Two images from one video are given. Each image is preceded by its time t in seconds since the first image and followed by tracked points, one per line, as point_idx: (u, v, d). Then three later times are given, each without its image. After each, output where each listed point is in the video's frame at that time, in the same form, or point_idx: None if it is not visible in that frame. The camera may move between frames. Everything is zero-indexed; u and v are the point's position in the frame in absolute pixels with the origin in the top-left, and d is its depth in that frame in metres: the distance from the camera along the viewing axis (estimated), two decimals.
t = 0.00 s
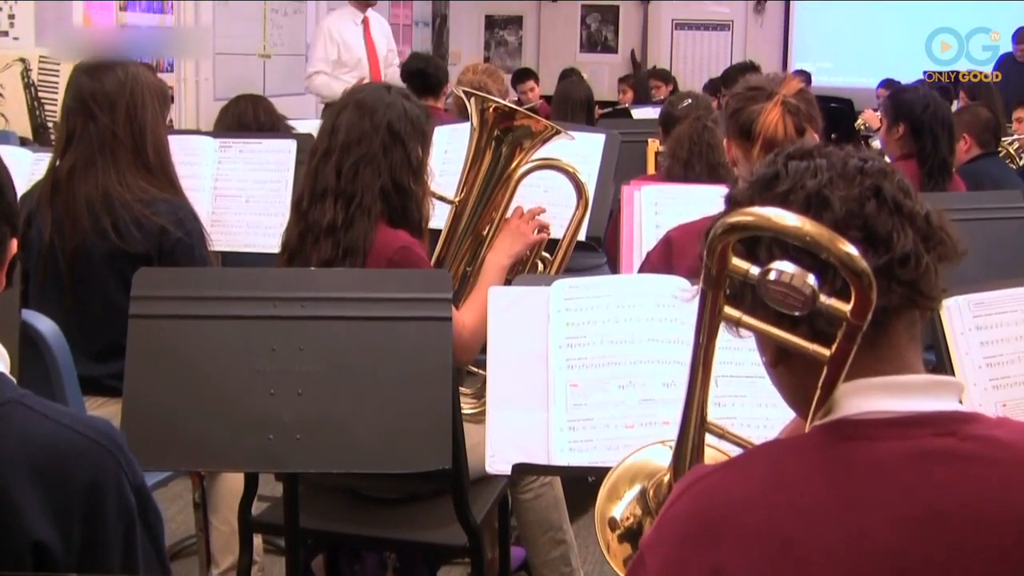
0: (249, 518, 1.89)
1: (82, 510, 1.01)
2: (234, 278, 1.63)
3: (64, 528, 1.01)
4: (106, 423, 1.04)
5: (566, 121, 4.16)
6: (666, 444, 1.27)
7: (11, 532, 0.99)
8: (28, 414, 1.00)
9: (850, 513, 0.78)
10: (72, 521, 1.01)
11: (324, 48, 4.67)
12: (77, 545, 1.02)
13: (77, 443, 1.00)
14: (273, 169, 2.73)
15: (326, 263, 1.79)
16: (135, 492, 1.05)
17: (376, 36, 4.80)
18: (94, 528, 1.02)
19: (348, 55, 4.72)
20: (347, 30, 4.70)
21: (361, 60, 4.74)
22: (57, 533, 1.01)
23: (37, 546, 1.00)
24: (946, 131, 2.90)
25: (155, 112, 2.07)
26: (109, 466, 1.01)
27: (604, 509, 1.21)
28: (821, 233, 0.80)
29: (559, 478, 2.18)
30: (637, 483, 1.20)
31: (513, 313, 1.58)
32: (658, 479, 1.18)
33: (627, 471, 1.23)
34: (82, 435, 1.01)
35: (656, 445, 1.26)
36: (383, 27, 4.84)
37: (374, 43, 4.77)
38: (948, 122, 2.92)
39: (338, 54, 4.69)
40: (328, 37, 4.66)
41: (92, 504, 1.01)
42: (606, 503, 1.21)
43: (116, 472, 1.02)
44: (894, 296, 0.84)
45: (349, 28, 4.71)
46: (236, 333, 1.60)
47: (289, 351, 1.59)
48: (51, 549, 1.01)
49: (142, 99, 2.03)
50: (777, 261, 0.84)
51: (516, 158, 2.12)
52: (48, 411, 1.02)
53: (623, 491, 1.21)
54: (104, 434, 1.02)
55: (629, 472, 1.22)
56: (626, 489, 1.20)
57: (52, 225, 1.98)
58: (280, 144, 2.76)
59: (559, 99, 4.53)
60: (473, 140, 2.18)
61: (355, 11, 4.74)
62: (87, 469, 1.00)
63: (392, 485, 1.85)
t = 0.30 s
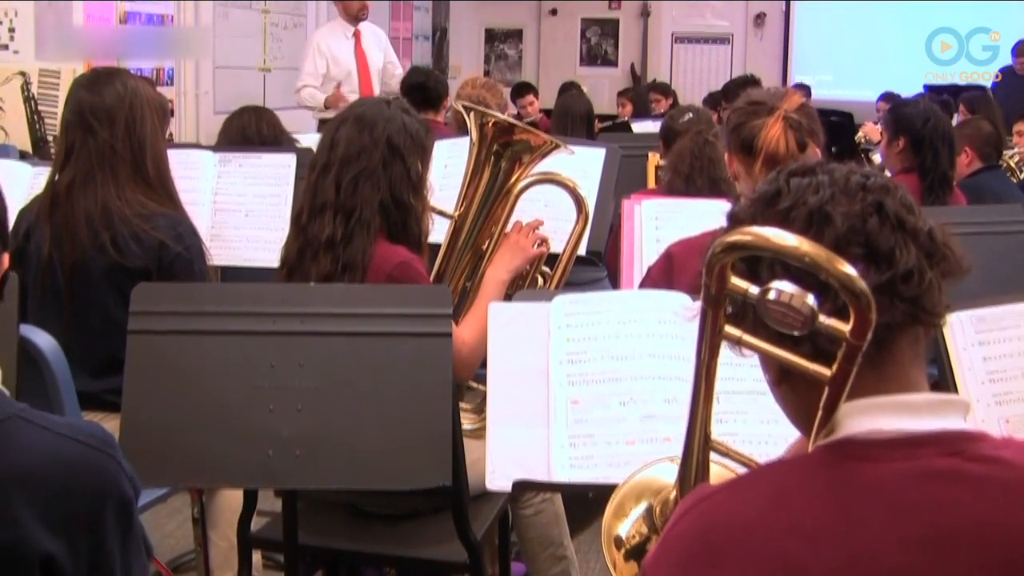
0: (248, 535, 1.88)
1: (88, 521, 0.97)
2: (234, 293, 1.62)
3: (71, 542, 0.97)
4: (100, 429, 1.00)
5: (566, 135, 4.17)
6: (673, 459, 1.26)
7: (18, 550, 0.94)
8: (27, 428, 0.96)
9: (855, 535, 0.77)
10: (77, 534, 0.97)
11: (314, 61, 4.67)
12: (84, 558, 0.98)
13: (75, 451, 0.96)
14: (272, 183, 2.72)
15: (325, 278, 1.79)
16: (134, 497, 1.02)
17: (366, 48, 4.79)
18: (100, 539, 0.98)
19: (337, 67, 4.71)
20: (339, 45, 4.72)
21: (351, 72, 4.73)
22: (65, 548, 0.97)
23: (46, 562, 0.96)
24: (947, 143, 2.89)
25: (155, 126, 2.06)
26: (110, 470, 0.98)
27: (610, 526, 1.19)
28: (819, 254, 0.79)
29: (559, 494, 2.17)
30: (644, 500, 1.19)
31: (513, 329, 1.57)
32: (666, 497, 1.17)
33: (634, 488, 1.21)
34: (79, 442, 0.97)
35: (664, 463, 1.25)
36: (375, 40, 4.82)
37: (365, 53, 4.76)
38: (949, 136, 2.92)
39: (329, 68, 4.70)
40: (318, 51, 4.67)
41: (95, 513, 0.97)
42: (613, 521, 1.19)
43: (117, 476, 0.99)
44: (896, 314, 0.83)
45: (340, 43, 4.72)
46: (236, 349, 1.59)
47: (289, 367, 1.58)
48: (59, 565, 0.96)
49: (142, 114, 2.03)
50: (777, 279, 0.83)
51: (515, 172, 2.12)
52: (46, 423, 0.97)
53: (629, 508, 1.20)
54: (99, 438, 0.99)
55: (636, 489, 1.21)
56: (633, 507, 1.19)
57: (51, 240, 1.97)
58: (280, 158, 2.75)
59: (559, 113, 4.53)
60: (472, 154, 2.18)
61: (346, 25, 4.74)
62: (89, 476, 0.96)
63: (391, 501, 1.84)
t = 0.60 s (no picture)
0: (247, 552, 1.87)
1: (83, 538, 0.95)
2: (233, 309, 1.61)
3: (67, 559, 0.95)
4: (90, 440, 0.98)
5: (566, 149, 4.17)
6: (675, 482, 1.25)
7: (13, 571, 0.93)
8: (22, 446, 0.94)
9: (861, 556, 0.77)
10: (73, 551, 0.95)
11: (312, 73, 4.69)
12: None
13: (68, 466, 0.94)
14: (272, 198, 2.72)
15: (324, 294, 1.78)
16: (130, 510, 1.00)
17: (366, 62, 4.77)
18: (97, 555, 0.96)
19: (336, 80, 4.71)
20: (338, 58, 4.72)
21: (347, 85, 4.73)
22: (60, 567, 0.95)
23: None
24: (947, 157, 2.89)
25: (155, 141, 2.06)
26: (105, 485, 0.96)
27: (612, 548, 1.18)
28: (824, 266, 0.79)
29: (560, 510, 2.16)
30: (645, 521, 1.17)
31: (514, 346, 1.56)
32: (667, 516, 1.15)
33: (633, 510, 1.20)
34: (71, 457, 0.95)
35: (665, 484, 1.24)
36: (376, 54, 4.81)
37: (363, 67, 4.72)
38: (949, 149, 2.92)
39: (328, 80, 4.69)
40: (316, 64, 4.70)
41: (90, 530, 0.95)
42: (614, 543, 1.18)
43: (113, 490, 0.96)
44: (901, 330, 0.82)
45: (340, 56, 4.73)
46: (236, 365, 1.58)
47: (289, 384, 1.57)
48: None
49: (141, 129, 2.02)
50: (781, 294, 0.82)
51: (515, 188, 2.12)
52: (41, 439, 0.95)
53: (630, 530, 1.18)
54: (91, 453, 0.97)
55: (637, 509, 1.19)
56: (634, 529, 1.17)
57: (50, 255, 1.97)
58: (279, 173, 2.74)
59: (560, 128, 4.54)
60: (472, 169, 2.17)
61: (345, 39, 4.74)
62: (84, 492, 0.94)
63: (391, 518, 1.83)
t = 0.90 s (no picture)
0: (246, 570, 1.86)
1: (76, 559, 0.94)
2: (232, 326, 1.60)
3: None
4: (87, 460, 0.97)
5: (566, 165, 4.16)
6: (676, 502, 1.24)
7: None
8: (20, 465, 0.93)
9: None
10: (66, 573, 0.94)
11: (318, 87, 4.71)
12: None
13: (63, 484, 0.93)
14: (271, 214, 2.71)
15: (323, 311, 1.78)
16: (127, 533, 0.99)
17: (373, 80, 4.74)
18: None
19: (340, 96, 4.73)
20: (344, 74, 4.74)
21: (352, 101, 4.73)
22: None
23: None
24: (947, 172, 2.89)
25: (154, 156, 2.05)
26: (101, 504, 0.94)
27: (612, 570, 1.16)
28: (828, 281, 0.78)
29: (560, 528, 2.14)
30: (647, 543, 1.16)
31: (514, 363, 1.56)
32: (670, 538, 1.14)
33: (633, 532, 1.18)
34: (66, 475, 0.94)
35: (667, 505, 1.22)
36: (384, 71, 4.79)
37: (369, 85, 4.71)
38: (950, 164, 2.91)
39: (332, 96, 4.73)
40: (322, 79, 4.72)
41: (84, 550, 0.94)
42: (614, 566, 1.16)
43: (109, 509, 0.95)
44: (905, 349, 0.81)
45: (347, 72, 4.74)
46: (234, 382, 1.57)
47: (288, 402, 1.56)
48: None
49: (141, 145, 2.02)
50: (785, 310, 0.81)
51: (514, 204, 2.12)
52: (36, 457, 0.95)
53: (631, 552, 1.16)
54: (87, 471, 0.95)
55: (638, 531, 1.18)
56: (635, 551, 1.16)
57: (48, 272, 1.96)
58: (278, 189, 2.74)
59: (560, 144, 4.54)
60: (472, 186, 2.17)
61: (354, 55, 4.75)
62: (79, 511, 0.93)
63: (391, 536, 1.82)
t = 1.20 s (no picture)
0: None
1: None
2: (232, 342, 1.60)
3: None
4: (86, 478, 0.96)
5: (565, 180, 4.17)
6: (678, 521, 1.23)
7: None
8: (17, 483, 0.92)
9: None
10: None
11: (334, 97, 4.65)
12: None
13: (60, 503, 0.92)
14: (271, 228, 2.71)
15: (323, 326, 1.77)
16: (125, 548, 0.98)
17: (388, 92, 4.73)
18: None
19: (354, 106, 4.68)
20: (359, 85, 4.70)
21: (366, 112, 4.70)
22: None
23: None
24: (948, 186, 2.89)
25: (152, 171, 2.05)
26: (98, 522, 0.93)
27: None
28: (831, 299, 0.77)
29: (560, 544, 2.13)
30: (648, 561, 1.15)
31: (515, 379, 1.55)
32: (671, 556, 1.13)
33: (635, 550, 1.17)
34: (64, 494, 0.93)
35: (669, 523, 1.22)
36: (399, 84, 4.75)
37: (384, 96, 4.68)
38: (951, 178, 2.91)
39: (348, 106, 4.65)
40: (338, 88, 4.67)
41: (81, 567, 0.93)
42: None
43: (107, 526, 0.94)
44: (908, 367, 0.81)
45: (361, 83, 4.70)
46: (234, 398, 1.56)
47: (287, 418, 1.55)
48: None
49: (139, 159, 2.02)
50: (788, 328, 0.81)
51: (514, 220, 2.11)
52: (34, 475, 0.93)
53: (633, 569, 1.16)
54: (84, 489, 0.94)
55: (639, 549, 1.17)
56: (637, 569, 1.15)
57: (47, 287, 1.95)
58: (277, 204, 2.73)
59: (559, 159, 4.54)
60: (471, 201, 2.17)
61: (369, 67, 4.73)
62: (76, 530, 0.92)
63: (389, 553, 1.81)
